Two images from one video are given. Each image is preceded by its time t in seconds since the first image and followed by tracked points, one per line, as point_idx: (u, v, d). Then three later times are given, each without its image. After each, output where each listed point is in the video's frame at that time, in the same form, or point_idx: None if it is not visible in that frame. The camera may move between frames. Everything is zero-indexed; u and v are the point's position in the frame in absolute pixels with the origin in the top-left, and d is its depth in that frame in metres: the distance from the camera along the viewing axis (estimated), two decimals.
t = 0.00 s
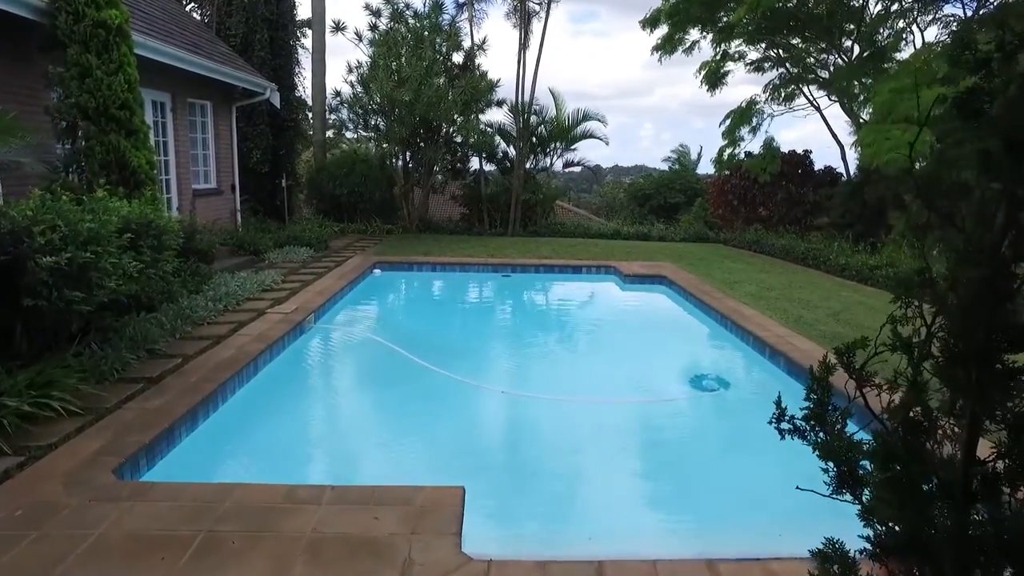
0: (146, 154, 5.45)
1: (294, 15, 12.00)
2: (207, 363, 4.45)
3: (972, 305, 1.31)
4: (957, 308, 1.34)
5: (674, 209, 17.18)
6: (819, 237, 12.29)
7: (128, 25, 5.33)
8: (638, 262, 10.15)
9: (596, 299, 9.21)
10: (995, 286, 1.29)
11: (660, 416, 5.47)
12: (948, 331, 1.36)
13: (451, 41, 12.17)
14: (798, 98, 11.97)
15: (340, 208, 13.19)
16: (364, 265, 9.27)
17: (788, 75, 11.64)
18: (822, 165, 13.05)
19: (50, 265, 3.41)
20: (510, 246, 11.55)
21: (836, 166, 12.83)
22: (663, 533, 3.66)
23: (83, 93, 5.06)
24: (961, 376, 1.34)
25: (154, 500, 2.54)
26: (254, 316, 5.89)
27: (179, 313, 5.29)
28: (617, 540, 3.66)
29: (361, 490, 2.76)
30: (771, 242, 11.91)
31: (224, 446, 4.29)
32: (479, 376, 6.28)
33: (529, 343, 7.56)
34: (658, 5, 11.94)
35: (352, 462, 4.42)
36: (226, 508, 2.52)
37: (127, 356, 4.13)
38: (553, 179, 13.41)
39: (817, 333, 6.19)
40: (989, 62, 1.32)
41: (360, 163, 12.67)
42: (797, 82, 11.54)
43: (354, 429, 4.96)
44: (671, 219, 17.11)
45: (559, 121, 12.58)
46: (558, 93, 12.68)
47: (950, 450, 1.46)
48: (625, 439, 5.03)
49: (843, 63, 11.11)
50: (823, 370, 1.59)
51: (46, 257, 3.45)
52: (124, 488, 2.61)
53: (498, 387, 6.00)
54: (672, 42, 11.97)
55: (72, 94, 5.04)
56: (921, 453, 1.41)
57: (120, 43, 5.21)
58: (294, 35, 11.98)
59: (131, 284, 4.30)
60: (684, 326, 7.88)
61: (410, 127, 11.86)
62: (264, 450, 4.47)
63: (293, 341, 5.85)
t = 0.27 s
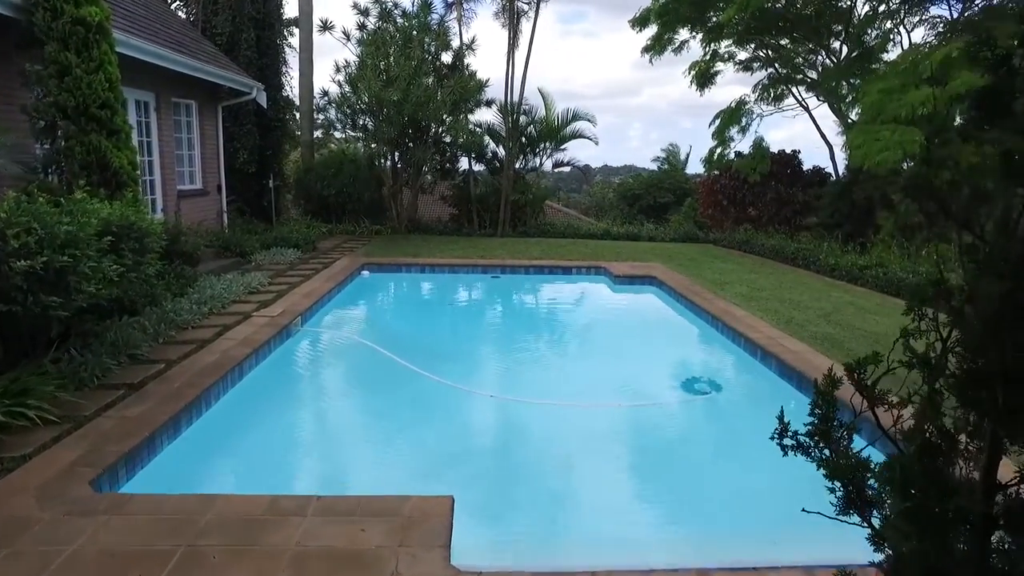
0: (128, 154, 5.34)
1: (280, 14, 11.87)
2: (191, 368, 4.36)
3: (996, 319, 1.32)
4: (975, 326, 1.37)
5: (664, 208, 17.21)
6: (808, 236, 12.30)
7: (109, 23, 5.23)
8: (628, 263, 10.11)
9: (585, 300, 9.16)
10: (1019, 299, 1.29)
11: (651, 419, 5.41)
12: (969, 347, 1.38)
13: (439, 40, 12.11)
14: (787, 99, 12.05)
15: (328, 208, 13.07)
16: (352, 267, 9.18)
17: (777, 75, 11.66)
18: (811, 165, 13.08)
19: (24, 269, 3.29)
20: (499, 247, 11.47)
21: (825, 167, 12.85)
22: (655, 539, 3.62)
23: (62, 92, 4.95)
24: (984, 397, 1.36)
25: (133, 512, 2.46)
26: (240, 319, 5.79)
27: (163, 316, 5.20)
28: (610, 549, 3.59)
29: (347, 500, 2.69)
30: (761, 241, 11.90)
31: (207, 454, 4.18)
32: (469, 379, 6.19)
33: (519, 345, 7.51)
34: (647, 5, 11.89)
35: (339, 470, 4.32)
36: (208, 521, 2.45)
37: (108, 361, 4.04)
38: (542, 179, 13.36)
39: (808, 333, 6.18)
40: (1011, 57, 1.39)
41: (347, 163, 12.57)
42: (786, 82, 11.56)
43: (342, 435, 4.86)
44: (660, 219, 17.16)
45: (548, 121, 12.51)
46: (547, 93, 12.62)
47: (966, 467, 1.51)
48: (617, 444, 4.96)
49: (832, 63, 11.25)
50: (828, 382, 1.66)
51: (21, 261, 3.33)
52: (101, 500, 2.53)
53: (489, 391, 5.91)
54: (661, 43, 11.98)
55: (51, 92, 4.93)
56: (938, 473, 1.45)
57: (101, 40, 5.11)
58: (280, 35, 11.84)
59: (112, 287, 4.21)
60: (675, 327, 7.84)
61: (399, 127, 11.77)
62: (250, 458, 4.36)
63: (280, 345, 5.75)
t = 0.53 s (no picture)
0: (108, 155, 5.23)
1: (267, 13, 11.73)
2: (172, 376, 4.25)
3: None
4: (998, 356, 1.34)
5: (653, 208, 17.25)
6: (797, 237, 12.30)
7: (87, 21, 5.11)
8: (618, 264, 10.06)
9: (575, 302, 9.09)
10: None
11: (643, 425, 5.33)
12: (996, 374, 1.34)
13: (427, 40, 12.02)
14: (776, 99, 12.06)
15: (315, 209, 12.94)
16: (340, 269, 9.08)
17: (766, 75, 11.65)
18: (799, 166, 13.08)
19: None
20: (489, 249, 11.39)
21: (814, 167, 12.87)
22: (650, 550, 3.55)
23: (38, 91, 4.84)
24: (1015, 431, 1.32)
25: (105, 532, 2.36)
26: (224, 324, 5.68)
27: (145, 321, 5.08)
28: (602, 562, 3.49)
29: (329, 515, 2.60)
30: (750, 242, 11.89)
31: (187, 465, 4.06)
32: (457, 385, 6.09)
33: (509, 349, 7.42)
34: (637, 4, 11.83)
35: (324, 481, 4.20)
36: (184, 540, 2.35)
37: (87, 369, 3.92)
38: (531, 180, 13.30)
39: (799, 336, 6.14)
40: None
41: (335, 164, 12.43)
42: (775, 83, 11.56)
43: (327, 444, 4.74)
44: (650, 219, 17.18)
45: (537, 121, 12.44)
46: (536, 93, 12.55)
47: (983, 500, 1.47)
48: (609, 452, 4.87)
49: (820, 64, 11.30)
50: (835, 409, 1.65)
51: None
52: (72, 519, 2.43)
53: (478, 397, 5.81)
54: (650, 42, 12.01)
55: (27, 92, 4.83)
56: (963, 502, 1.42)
57: (78, 38, 5.00)
58: (267, 34, 11.71)
59: (90, 292, 4.09)
60: (665, 329, 7.78)
61: (387, 127, 11.67)
62: (232, 469, 4.24)
63: (264, 352, 5.62)
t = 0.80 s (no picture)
0: (86, 157, 5.12)
1: (252, 12, 11.59)
2: (152, 384, 4.15)
3: None
4: None
5: (641, 208, 17.27)
6: (786, 237, 12.31)
7: (62, 18, 4.99)
8: (606, 265, 10.00)
9: (564, 304, 9.01)
10: None
11: (634, 430, 5.25)
12: None
13: (414, 39, 11.92)
14: (764, 100, 12.06)
15: (302, 210, 12.81)
16: (326, 271, 8.96)
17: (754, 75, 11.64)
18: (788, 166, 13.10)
19: None
20: (477, 250, 11.31)
21: (802, 167, 12.88)
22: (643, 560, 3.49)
23: (12, 91, 4.72)
24: None
25: (76, 553, 2.27)
26: (208, 329, 5.58)
27: (125, 326, 4.98)
28: (596, 575, 3.41)
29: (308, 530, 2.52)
30: (739, 242, 11.88)
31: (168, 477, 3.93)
32: (446, 390, 5.99)
33: (498, 351, 7.35)
34: (625, 3, 11.78)
35: (310, 490, 4.11)
36: (160, 560, 2.27)
37: (62, 377, 3.82)
38: (519, 180, 13.24)
39: (790, 338, 6.11)
40: None
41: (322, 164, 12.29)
42: (763, 83, 11.56)
43: (312, 452, 4.63)
44: (638, 219, 17.20)
45: (525, 121, 12.37)
46: (524, 93, 12.47)
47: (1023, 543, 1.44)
48: (600, 456, 4.81)
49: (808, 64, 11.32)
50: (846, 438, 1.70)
51: None
52: (41, 541, 2.33)
53: (467, 402, 5.72)
54: (639, 42, 11.92)
55: None
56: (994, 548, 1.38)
57: (53, 36, 4.88)
58: (252, 33, 11.57)
59: (65, 298, 3.99)
60: (655, 331, 7.72)
61: (374, 128, 11.57)
62: (214, 479, 4.12)
63: (247, 357, 5.50)
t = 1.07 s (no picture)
0: (65, 157, 5.01)
1: (238, 11, 11.46)
2: (133, 391, 4.06)
3: None
4: None
5: (631, 207, 17.28)
6: (776, 237, 12.31)
7: (39, 16, 4.88)
8: (597, 267, 9.95)
9: (554, 306, 8.95)
10: None
11: (626, 435, 5.18)
12: None
13: (403, 39, 11.83)
14: (754, 100, 12.01)
15: (290, 211, 12.69)
16: (314, 273, 8.85)
17: (743, 75, 11.64)
18: (777, 166, 13.10)
19: None
20: (467, 251, 11.24)
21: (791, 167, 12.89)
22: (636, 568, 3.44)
23: None
24: None
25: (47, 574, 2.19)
26: (192, 333, 5.48)
27: (106, 331, 4.88)
28: None
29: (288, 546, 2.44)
30: (730, 243, 11.86)
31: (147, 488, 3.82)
32: (435, 395, 5.90)
33: (488, 353, 7.28)
34: (615, 3, 11.73)
35: (297, 497, 4.04)
36: None
37: (39, 385, 3.72)
38: (509, 180, 13.18)
39: (782, 341, 6.07)
40: None
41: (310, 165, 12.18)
42: (752, 83, 11.55)
43: (299, 457, 4.55)
44: (628, 219, 17.19)
45: (515, 122, 12.31)
46: (514, 93, 12.40)
47: None
48: (591, 460, 4.76)
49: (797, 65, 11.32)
50: (854, 467, 1.66)
51: None
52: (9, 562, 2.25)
53: (456, 407, 5.62)
54: (629, 41, 11.84)
55: None
56: None
57: (29, 34, 4.76)
58: (239, 32, 11.44)
59: (43, 302, 3.89)
60: (646, 332, 7.68)
61: (363, 128, 11.47)
62: (196, 488, 4.01)
63: (232, 363, 5.38)
